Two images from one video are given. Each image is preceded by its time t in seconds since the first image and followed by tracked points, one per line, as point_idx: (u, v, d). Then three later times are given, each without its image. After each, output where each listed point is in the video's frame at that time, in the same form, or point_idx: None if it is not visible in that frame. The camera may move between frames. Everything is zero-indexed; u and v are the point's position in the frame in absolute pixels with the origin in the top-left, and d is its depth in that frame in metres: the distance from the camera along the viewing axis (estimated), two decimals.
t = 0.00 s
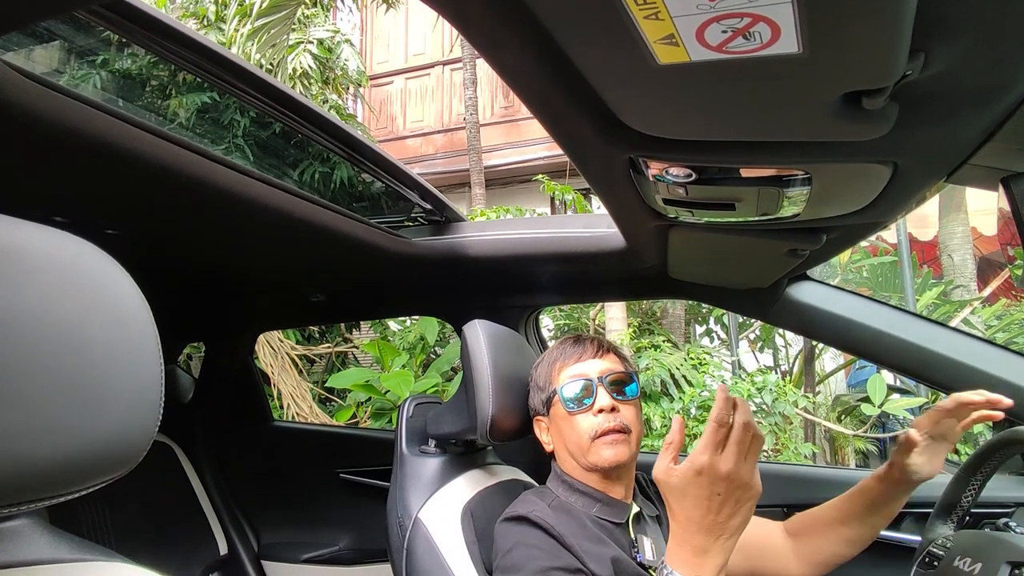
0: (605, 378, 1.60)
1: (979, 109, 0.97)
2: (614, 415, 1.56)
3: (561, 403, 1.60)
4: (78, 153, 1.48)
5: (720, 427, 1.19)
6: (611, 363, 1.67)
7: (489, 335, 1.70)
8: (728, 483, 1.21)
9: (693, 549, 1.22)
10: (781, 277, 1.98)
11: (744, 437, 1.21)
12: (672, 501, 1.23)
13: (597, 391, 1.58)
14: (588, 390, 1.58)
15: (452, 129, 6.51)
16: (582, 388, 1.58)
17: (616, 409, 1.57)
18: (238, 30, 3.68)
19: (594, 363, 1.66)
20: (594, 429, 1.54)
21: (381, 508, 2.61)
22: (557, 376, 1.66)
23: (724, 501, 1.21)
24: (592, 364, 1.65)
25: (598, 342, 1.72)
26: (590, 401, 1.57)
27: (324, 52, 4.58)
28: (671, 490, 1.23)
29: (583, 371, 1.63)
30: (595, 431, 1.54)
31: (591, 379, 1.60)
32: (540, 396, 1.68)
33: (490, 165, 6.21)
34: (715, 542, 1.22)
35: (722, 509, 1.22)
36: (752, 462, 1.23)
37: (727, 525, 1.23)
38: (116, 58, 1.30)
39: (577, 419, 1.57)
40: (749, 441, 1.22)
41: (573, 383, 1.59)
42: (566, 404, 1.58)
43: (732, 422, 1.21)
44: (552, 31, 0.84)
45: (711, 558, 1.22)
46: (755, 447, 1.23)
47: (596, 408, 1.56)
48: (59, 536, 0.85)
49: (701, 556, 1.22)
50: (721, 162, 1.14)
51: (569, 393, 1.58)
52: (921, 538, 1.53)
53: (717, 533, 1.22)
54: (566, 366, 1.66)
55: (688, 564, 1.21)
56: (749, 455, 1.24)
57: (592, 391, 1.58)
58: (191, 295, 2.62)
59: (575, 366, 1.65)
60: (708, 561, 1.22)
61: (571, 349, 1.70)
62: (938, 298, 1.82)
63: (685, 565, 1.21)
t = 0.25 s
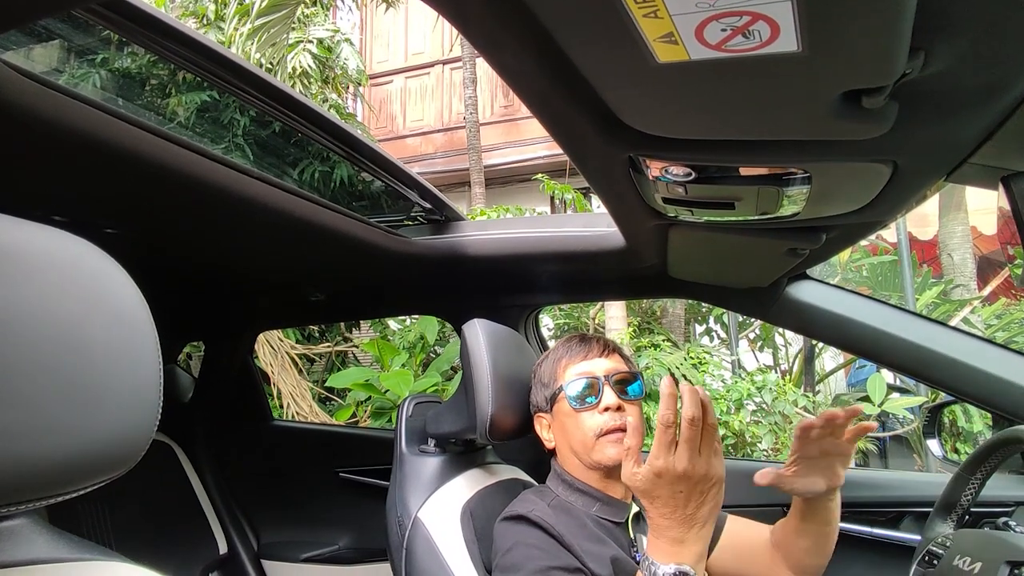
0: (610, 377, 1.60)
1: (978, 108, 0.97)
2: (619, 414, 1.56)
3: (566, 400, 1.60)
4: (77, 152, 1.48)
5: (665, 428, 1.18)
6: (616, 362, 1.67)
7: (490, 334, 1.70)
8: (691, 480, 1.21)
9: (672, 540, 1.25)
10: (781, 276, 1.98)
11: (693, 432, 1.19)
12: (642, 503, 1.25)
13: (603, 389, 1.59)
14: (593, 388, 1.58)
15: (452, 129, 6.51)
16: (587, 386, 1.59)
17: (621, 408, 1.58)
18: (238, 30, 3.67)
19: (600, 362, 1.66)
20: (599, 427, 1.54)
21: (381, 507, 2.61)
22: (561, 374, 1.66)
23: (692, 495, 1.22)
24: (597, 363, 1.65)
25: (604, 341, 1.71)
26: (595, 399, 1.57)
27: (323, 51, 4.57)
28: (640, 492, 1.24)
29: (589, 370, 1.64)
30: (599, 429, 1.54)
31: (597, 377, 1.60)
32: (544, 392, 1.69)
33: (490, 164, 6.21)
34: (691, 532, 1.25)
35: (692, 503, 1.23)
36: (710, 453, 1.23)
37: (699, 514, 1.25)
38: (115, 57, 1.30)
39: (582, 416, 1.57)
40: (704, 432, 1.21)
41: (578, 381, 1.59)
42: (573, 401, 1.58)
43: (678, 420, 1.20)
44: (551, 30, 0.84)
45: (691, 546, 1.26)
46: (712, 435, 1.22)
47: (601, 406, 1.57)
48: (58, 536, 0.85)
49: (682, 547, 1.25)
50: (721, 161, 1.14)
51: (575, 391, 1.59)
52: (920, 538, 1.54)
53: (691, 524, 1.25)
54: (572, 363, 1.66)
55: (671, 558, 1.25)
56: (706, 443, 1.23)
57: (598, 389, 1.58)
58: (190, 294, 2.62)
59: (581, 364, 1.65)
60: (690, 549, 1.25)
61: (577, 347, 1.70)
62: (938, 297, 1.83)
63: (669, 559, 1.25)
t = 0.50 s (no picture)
0: (609, 377, 1.60)
1: (979, 108, 0.97)
2: (620, 413, 1.56)
3: (566, 400, 1.60)
4: (78, 152, 1.48)
5: (698, 435, 1.19)
6: (616, 362, 1.67)
7: (489, 335, 1.70)
8: (718, 486, 1.21)
9: (692, 543, 1.24)
10: (782, 276, 1.98)
11: (727, 439, 1.22)
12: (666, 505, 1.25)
13: (603, 388, 1.58)
14: (593, 388, 1.58)
15: (452, 128, 6.51)
16: (587, 385, 1.59)
17: (622, 407, 1.57)
18: (238, 29, 3.67)
19: (600, 362, 1.66)
20: (601, 425, 1.54)
21: (381, 507, 2.61)
22: (561, 374, 1.65)
23: (716, 501, 1.23)
24: (598, 363, 1.65)
25: (604, 341, 1.71)
26: (595, 399, 1.57)
27: (323, 51, 4.57)
28: (664, 495, 1.24)
29: (589, 370, 1.64)
30: (601, 427, 1.54)
31: (597, 376, 1.60)
32: (543, 392, 1.68)
33: (490, 164, 6.21)
34: (711, 536, 1.25)
35: (716, 509, 1.23)
36: (738, 460, 1.23)
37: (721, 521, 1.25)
38: (115, 57, 1.30)
39: (583, 416, 1.57)
40: (736, 439, 1.22)
41: (577, 380, 1.59)
42: (573, 400, 1.58)
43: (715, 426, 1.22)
44: (553, 30, 0.84)
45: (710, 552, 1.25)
46: (743, 444, 1.24)
47: (602, 405, 1.56)
48: (59, 536, 0.85)
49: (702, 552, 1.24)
50: (722, 161, 1.14)
51: (575, 390, 1.58)
52: (921, 538, 1.54)
53: (712, 529, 1.25)
54: (572, 363, 1.66)
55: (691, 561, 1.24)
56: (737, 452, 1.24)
57: (598, 389, 1.58)
58: (191, 294, 2.61)
59: (581, 364, 1.65)
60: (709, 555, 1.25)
61: (577, 347, 1.70)
62: (938, 296, 1.83)
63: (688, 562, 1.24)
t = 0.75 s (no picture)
0: (611, 379, 1.60)
1: (982, 108, 0.97)
2: (622, 417, 1.57)
3: (568, 401, 1.60)
4: (78, 152, 1.48)
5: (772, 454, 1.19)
6: (617, 363, 1.67)
7: (490, 335, 1.70)
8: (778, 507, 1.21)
9: (730, 557, 1.22)
10: (782, 276, 1.98)
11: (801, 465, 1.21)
12: (714, 514, 1.23)
13: (605, 391, 1.59)
14: (593, 390, 1.59)
15: (452, 127, 6.51)
16: (588, 388, 1.59)
17: (624, 411, 1.57)
18: (238, 29, 3.67)
19: (602, 363, 1.66)
20: (603, 429, 1.54)
21: (382, 507, 2.61)
22: (562, 375, 1.65)
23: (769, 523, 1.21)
24: (599, 364, 1.65)
25: (604, 342, 1.71)
26: (597, 402, 1.58)
27: (323, 50, 4.57)
28: (716, 503, 1.23)
29: (591, 372, 1.64)
30: (603, 432, 1.54)
31: (599, 379, 1.60)
32: (543, 393, 1.68)
33: (490, 163, 6.21)
34: (750, 555, 1.22)
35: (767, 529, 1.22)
36: (796, 487, 1.24)
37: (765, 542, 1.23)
38: (114, 56, 1.29)
39: (585, 418, 1.57)
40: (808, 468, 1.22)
41: (578, 383, 1.59)
42: (575, 402, 1.58)
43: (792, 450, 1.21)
44: (557, 30, 0.84)
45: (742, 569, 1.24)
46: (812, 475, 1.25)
47: (604, 409, 1.57)
48: (60, 538, 0.85)
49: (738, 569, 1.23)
50: (724, 162, 1.14)
51: (576, 392, 1.58)
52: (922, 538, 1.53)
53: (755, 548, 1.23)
54: (572, 365, 1.66)
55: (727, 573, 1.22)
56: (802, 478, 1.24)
57: (600, 391, 1.58)
58: (191, 294, 2.61)
59: (582, 365, 1.65)
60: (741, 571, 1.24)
61: (577, 348, 1.70)
62: (939, 295, 1.83)
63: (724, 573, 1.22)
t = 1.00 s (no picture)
0: (616, 380, 1.60)
1: (984, 108, 0.97)
2: (627, 418, 1.57)
3: (573, 401, 1.60)
4: (78, 151, 1.47)
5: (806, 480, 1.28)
6: (622, 364, 1.67)
7: (492, 335, 1.69)
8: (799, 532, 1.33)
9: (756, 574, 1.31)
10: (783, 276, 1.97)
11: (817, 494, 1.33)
12: (745, 536, 1.32)
13: (610, 392, 1.59)
14: (598, 391, 1.59)
15: (452, 127, 6.51)
16: (592, 388, 1.59)
17: (630, 412, 1.58)
18: (238, 28, 3.67)
19: (607, 364, 1.65)
20: (608, 431, 1.54)
21: (382, 506, 2.61)
22: (567, 376, 1.64)
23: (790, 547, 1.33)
24: (604, 364, 1.65)
25: (610, 343, 1.71)
26: (602, 403, 1.58)
27: (323, 50, 4.57)
28: (748, 523, 1.32)
29: (596, 372, 1.63)
30: (609, 432, 1.54)
31: (605, 380, 1.60)
32: (546, 392, 1.68)
33: (489, 163, 6.21)
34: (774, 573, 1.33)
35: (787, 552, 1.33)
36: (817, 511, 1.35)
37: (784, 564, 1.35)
38: (114, 55, 1.29)
39: (590, 419, 1.57)
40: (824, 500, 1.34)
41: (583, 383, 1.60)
42: (579, 402, 1.58)
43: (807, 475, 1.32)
44: (560, 29, 0.83)
45: None
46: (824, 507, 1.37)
47: (610, 410, 1.57)
48: (62, 539, 0.85)
49: None
50: (726, 162, 1.14)
51: (580, 392, 1.59)
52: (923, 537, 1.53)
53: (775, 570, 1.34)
54: (577, 365, 1.66)
55: None
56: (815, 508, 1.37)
57: (605, 392, 1.58)
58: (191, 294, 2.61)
59: (587, 366, 1.65)
60: None
61: (583, 347, 1.69)
62: (939, 295, 1.82)
63: None
